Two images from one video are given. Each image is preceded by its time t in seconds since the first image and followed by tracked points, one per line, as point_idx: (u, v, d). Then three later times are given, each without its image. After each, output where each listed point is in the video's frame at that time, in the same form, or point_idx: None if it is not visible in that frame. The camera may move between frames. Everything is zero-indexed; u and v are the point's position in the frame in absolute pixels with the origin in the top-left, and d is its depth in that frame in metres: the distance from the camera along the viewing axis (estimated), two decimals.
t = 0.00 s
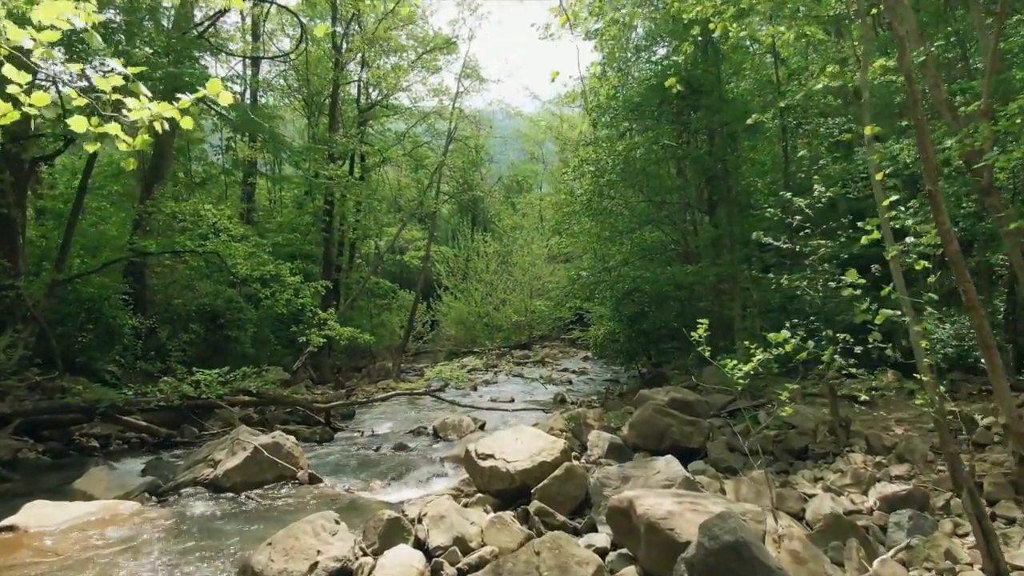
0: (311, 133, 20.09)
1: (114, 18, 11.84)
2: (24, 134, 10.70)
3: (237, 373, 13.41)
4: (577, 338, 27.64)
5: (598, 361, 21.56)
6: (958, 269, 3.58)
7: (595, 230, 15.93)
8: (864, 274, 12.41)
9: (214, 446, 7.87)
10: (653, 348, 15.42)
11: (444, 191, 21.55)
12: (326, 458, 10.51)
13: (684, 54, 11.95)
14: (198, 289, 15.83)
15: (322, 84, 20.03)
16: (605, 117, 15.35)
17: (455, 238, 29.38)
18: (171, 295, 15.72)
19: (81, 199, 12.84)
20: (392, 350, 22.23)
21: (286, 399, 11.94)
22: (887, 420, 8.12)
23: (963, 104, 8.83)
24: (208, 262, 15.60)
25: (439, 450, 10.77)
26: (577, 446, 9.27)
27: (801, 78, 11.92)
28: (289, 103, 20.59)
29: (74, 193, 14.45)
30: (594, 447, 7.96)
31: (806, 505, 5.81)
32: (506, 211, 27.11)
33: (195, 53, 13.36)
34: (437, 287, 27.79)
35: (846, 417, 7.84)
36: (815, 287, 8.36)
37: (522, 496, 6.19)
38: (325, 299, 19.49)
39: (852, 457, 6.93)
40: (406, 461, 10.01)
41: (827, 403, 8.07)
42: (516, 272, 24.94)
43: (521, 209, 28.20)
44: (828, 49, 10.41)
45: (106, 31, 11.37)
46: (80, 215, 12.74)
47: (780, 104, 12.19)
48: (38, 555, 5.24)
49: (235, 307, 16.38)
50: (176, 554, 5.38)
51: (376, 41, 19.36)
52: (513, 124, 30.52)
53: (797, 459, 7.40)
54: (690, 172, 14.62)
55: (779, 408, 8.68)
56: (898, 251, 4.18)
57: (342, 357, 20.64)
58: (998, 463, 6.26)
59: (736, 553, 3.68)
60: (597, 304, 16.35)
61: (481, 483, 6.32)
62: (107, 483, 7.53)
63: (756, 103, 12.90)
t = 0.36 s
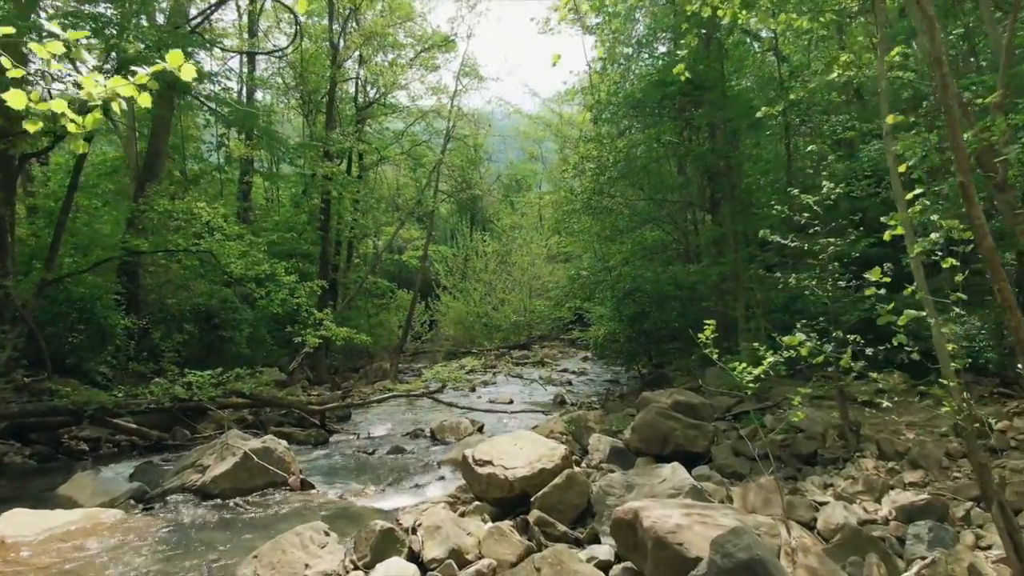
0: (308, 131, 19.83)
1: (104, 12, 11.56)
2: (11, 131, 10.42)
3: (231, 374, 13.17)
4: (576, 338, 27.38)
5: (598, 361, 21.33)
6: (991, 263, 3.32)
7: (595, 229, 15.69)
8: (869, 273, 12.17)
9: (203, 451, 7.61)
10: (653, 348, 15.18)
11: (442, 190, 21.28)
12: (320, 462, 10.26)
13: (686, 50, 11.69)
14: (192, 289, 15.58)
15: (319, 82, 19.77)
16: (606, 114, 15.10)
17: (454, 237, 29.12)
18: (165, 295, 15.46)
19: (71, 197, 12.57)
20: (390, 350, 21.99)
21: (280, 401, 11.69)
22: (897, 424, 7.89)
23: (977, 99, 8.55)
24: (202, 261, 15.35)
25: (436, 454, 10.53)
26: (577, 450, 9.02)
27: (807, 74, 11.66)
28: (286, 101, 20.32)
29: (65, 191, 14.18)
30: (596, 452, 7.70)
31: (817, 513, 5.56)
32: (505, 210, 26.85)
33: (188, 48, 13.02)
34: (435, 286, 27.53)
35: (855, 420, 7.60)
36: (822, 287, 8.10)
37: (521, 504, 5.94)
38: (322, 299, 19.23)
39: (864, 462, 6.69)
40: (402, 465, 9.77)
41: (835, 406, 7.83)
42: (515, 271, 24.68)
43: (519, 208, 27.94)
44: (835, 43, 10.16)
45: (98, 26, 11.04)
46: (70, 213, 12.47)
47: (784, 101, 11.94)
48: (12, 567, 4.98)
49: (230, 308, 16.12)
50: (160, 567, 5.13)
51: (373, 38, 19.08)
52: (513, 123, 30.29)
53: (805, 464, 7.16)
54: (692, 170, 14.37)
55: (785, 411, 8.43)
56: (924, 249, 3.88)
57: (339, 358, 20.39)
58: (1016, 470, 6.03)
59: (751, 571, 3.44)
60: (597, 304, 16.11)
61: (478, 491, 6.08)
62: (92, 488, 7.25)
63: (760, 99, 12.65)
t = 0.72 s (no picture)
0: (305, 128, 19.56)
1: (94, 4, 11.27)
2: None
3: (225, 375, 12.92)
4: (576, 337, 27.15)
5: (599, 362, 21.13)
6: None
7: (595, 228, 15.46)
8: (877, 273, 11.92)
9: (191, 456, 7.35)
10: (653, 348, 14.95)
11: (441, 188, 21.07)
12: (313, 465, 10.00)
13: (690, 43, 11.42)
14: (187, 288, 15.33)
15: (316, 80, 19.53)
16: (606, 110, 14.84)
17: (452, 236, 28.89)
18: (159, 295, 15.23)
19: (60, 195, 12.27)
20: (388, 350, 21.78)
21: (274, 403, 11.43)
22: (908, 428, 7.65)
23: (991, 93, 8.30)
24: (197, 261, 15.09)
25: (433, 457, 10.29)
26: (578, 454, 8.77)
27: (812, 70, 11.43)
28: (283, 99, 20.08)
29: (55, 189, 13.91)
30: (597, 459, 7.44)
31: (829, 522, 5.31)
32: (504, 209, 26.63)
33: (182, 44, 12.74)
34: (433, 286, 27.31)
35: (866, 424, 7.37)
36: (831, 287, 7.85)
37: (520, 513, 5.69)
38: (319, 299, 19.02)
39: (876, 468, 6.46)
40: (398, 469, 9.52)
41: (845, 409, 7.59)
42: (514, 271, 24.47)
43: (519, 207, 27.72)
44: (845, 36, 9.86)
45: (88, 20, 10.78)
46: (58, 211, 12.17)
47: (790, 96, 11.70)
48: None
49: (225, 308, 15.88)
50: None
51: (372, 34, 18.82)
52: (512, 122, 30.07)
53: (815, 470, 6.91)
54: (695, 166, 14.09)
55: (792, 415, 8.18)
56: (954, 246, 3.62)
57: (336, 358, 20.21)
58: None
59: None
60: (597, 304, 15.87)
61: (476, 499, 5.84)
62: (75, 493, 7.03)
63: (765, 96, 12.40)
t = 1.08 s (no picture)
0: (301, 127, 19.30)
1: None
2: None
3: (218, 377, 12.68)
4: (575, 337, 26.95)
5: (598, 362, 20.91)
6: None
7: (595, 226, 15.21)
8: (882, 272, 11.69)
9: (177, 462, 7.09)
10: (653, 349, 14.71)
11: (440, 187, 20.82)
12: (307, 469, 9.74)
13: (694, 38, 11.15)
14: (181, 288, 15.07)
15: (313, 77, 19.28)
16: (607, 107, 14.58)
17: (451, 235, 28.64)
18: (151, 295, 14.95)
19: (49, 193, 11.97)
20: (386, 350, 21.55)
21: (267, 406, 11.18)
22: (919, 432, 7.43)
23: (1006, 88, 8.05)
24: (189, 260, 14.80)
25: (430, 461, 10.06)
26: (578, 459, 8.53)
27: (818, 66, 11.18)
28: (280, 98, 19.81)
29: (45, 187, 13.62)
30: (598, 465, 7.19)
31: (843, 533, 5.07)
32: (502, 207, 26.39)
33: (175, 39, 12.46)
34: (432, 285, 27.08)
35: (876, 428, 7.14)
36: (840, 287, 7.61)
37: (519, 524, 5.45)
38: (315, 298, 18.79)
39: (889, 475, 6.23)
40: (393, 473, 9.28)
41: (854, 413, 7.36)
42: (513, 270, 24.24)
43: (518, 206, 27.48)
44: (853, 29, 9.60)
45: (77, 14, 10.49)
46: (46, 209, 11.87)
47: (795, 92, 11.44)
48: None
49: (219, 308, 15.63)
50: None
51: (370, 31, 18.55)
52: (511, 120, 29.81)
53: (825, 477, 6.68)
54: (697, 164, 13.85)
55: (799, 419, 7.94)
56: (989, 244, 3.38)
57: (333, 359, 19.97)
58: None
59: None
60: (597, 304, 15.64)
61: (472, 508, 5.59)
62: (57, 499, 6.63)
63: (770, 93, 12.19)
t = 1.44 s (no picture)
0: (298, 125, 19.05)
1: None
2: None
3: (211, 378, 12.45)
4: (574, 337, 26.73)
5: (598, 363, 20.69)
6: None
7: (596, 225, 14.98)
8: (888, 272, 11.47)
9: (162, 467, 6.84)
10: (654, 350, 14.49)
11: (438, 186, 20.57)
12: (300, 473, 9.51)
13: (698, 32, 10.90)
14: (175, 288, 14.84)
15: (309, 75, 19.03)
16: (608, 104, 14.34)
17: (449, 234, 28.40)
18: (143, 294, 14.70)
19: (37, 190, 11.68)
20: (383, 351, 21.31)
21: (260, 408, 10.94)
22: (932, 437, 7.19)
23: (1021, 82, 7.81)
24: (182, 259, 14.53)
25: (426, 465, 9.83)
26: (579, 463, 8.29)
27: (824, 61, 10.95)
28: (276, 95, 19.54)
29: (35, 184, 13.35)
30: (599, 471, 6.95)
31: (858, 544, 4.84)
32: (501, 206, 26.15)
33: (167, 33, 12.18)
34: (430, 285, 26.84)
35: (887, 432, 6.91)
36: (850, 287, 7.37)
37: (518, 535, 5.20)
38: (311, 298, 18.54)
39: (902, 482, 6.00)
40: (388, 477, 9.05)
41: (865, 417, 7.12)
42: (512, 270, 24.02)
43: (517, 205, 27.25)
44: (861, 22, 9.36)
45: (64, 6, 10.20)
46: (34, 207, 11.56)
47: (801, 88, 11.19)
48: None
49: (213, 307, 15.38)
50: None
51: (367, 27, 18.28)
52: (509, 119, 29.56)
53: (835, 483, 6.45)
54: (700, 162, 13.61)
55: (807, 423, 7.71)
56: None
57: (330, 359, 19.73)
58: None
59: None
60: (597, 303, 15.41)
61: (469, 517, 5.35)
62: (38, 504, 6.16)
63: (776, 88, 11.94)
